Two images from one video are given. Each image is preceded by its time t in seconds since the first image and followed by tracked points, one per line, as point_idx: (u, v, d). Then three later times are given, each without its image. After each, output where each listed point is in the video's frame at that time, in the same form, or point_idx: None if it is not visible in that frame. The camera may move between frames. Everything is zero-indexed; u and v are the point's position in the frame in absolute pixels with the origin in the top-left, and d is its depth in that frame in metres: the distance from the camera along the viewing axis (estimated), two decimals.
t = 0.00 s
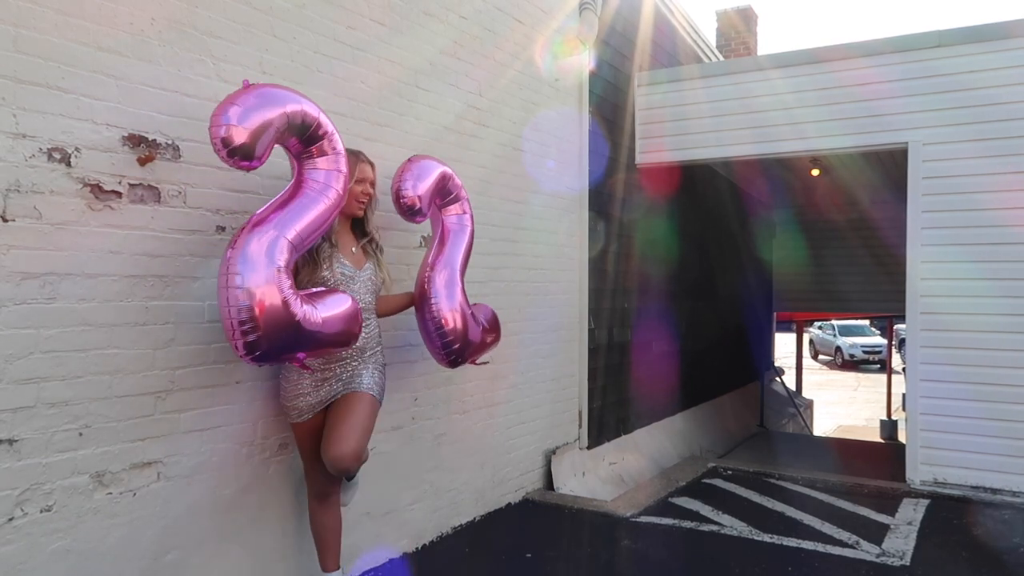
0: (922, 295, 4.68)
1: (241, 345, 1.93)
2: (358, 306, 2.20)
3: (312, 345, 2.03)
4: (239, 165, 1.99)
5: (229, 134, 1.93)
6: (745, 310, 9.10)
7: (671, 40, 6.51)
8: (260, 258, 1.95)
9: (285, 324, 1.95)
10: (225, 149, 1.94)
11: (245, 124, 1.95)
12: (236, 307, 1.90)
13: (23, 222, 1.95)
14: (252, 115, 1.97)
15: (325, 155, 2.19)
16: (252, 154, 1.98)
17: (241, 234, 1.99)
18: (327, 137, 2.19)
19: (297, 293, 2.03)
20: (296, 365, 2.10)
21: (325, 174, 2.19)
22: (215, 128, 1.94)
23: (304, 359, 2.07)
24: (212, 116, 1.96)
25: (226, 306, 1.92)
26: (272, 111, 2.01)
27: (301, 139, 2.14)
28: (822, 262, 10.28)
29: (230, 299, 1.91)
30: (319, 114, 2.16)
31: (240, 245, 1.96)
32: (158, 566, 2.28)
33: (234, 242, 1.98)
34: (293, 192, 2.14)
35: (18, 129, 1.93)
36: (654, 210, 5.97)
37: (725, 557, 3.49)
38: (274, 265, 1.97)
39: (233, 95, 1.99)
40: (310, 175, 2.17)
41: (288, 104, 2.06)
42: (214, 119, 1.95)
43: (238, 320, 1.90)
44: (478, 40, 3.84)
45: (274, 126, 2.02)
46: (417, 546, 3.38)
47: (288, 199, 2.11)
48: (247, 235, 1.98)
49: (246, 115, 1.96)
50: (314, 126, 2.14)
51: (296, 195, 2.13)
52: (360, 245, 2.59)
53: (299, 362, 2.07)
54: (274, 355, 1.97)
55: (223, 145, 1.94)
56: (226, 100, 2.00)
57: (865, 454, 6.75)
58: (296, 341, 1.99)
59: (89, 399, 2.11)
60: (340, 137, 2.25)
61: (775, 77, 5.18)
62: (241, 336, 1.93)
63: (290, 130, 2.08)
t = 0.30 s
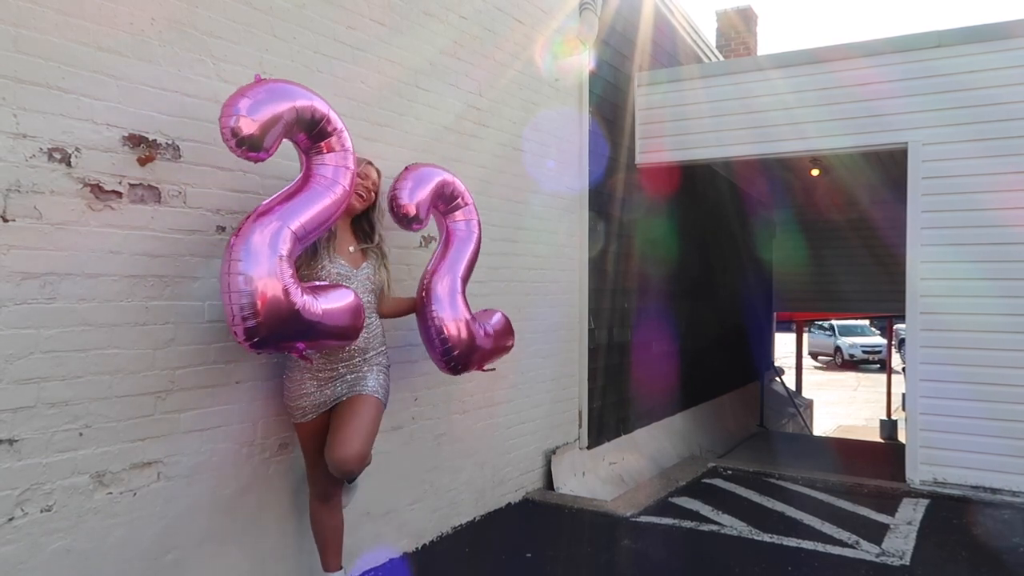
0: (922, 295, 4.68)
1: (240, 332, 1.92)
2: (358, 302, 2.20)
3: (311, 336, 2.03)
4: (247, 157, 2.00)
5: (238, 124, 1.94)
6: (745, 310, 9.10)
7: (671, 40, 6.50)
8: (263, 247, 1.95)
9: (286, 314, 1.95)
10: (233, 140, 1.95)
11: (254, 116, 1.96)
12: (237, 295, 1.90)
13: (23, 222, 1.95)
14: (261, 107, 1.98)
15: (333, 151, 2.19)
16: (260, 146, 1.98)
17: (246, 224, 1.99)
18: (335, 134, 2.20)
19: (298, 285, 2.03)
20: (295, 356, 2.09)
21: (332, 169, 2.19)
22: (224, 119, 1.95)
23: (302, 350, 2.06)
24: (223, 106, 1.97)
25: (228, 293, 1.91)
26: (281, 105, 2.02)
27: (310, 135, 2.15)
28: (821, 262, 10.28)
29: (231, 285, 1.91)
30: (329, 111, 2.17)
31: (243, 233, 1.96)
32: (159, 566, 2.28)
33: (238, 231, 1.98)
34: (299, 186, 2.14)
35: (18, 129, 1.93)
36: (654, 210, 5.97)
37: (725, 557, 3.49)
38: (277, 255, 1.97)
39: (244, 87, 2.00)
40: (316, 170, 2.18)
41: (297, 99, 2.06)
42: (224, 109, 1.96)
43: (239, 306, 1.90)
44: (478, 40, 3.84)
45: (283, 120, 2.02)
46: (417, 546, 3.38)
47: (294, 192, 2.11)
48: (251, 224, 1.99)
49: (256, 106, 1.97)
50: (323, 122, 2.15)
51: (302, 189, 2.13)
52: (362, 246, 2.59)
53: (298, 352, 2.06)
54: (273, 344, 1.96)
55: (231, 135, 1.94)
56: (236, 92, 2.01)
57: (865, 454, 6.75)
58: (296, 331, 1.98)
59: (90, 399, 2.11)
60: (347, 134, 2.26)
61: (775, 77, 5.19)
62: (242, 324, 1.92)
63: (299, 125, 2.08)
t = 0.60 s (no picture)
0: (922, 295, 4.68)
1: (234, 338, 1.92)
2: (363, 306, 2.16)
3: (308, 342, 2.00)
4: (238, 161, 1.99)
5: (225, 128, 1.93)
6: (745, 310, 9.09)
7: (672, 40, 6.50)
8: (256, 252, 1.94)
9: (279, 319, 1.93)
10: (222, 144, 1.94)
11: (242, 119, 1.95)
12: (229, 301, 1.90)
13: (23, 222, 1.95)
14: (249, 110, 1.97)
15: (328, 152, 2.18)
16: (250, 149, 1.97)
17: (239, 229, 1.99)
18: (331, 135, 2.19)
19: (295, 289, 2.01)
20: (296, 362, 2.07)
21: (328, 171, 2.17)
22: (211, 123, 1.95)
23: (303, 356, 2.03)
24: (211, 110, 1.96)
25: (221, 300, 1.91)
26: (271, 108, 2.01)
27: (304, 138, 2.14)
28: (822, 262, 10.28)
29: (224, 290, 1.91)
30: (322, 112, 2.16)
31: (236, 240, 1.96)
32: (158, 566, 2.28)
33: (231, 237, 1.98)
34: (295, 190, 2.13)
35: (18, 129, 1.93)
36: (654, 210, 5.97)
37: (725, 557, 3.49)
38: (269, 260, 1.95)
39: (233, 92, 2.00)
40: (313, 173, 2.16)
41: (288, 101, 2.05)
42: (212, 114, 1.96)
43: (232, 313, 1.90)
44: (478, 40, 3.84)
45: (273, 123, 2.01)
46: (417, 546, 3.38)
47: (289, 197, 2.11)
48: (245, 229, 1.99)
49: (244, 110, 1.96)
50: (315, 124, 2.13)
51: (298, 192, 2.12)
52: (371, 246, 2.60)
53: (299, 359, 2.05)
54: (268, 350, 1.94)
55: (219, 139, 1.94)
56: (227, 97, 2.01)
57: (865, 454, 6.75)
58: (292, 336, 1.96)
59: (89, 399, 2.11)
60: (345, 134, 2.24)
61: (775, 77, 5.19)
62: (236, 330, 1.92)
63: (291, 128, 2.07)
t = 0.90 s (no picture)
0: (922, 295, 4.68)
1: (256, 348, 1.93)
2: (378, 309, 2.18)
3: (329, 348, 2.02)
4: (248, 171, 1.98)
5: (235, 138, 1.92)
6: (745, 310, 9.09)
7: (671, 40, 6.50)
8: (273, 260, 1.95)
9: (301, 326, 1.94)
10: (231, 154, 1.93)
11: (251, 128, 1.95)
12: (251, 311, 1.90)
13: (23, 222, 1.95)
14: (258, 119, 1.97)
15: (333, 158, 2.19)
16: (259, 159, 1.97)
17: (254, 239, 1.99)
18: (335, 140, 2.19)
19: (313, 296, 2.02)
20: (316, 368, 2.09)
21: (336, 176, 2.18)
22: (220, 134, 1.94)
23: (323, 362, 2.05)
24: (218, 120, 1.96)
25: (241, 311, 1.92)
26: (277, 116, 2.01)
27: (309, 143, 2.14)
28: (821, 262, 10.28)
29: (244, 300, 1.91)
30: (326, 117, 2.16)
31: (252, 249, 1.96)
32: (159, 566, 2.29)
33: (246, 247, 1.98)
34: (304, 196, 2.14)
35: (18, 130, 1.93)
36: (654, 210, 5.97)
37: (725, 557, 3.49)
38: (287, 268, 1.96)
39: (238, 101, 2.00)
40: (321, 178, 2.17)
41: (293, 108, 2.05)
42: (220, 124, 1.95)
43: (254, 323, 1.90)
44: (478, 40, 3.84)
45: (280, 131, 2.01)
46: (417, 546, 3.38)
47: (300, 203, 2.11)
48: (260, 238, 1.99)
49: (251, 119, 1.96)
50: (319, 129, 2.14)
51: (308, 198, 2.13)
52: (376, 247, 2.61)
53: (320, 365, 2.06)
54: (290, 358, 1.95)
55: (230, 151, 1.93)
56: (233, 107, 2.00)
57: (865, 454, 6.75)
58: (314, 343, 1.97)
59: (90, 399, 2.11)
60: (348, 138, 2.25)
61: (775, 77, 5.19)
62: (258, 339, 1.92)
63: (296, 135, 2.08)
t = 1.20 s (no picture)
0: (922, 295, 4.68)
1: (269, 348, 1.93)
2: (395, 306, 2.17)
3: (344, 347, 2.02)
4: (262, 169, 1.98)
5: (247, 136, 1.92)
6: (745, 310, 9.09)
7: (672, 40, 6.50)
8: (287, 257, 1.94)
9: (314, 327, 1.94)
10: (243, 153, 1.93)
11: (264, 126, 1.94)
12: (266, 311, 1.90)
13: (22, 222, 1.95)
14: (270, 116, 1.96)
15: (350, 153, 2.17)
16: (273, 156, 1.96)
17: (268, 237, 1.99)
18: (352, 134, 2.17)
19: (328, 295, 2.02)
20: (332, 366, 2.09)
21: (353, 171, 2.16)
22: (234, 132, 1.93)
23: (339, 361, 2.05)
24: (231, 119, 1.95)
25: (255, 311, 1.91)
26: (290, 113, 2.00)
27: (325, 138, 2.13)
28: (821, 262, 10.28)
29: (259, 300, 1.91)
30: (342, 112, 2.14)
31: (268, 248, 1.96)
32: (158, 566, 2.28)
33: (261, 245, 1.98)
34: (322, 192, 2.12)
35: (18, 130, 1.93)
36: (654, 210, 5.97)
37: (725, 557, 3.49)
38: (302, 267, 1.96)
39: (253, 98, 1.99)
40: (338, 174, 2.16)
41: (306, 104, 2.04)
42: (234, 123, 1.95)
43: (267, 322, 1.90)
44: (478, 40, 3.84)
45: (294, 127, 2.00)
46: (417, 546, 3.38)
47: (318, 199, 2.10)
48: (275, 236, 1.98)
49: (266, 115, 1.95)
50: (334, 124, 2.12)
51: (325, 194, 2.11)
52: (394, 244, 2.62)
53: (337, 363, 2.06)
54: (305, 358, 1.96)
55: (242, 150, 1.93)
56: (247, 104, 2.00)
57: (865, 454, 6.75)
58: (327, 342, 1.97)
59: (90, 399, 2.11)
60: (368, 131, 2.22)
61: (775, 77, 5.18)
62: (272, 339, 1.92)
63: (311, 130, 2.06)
